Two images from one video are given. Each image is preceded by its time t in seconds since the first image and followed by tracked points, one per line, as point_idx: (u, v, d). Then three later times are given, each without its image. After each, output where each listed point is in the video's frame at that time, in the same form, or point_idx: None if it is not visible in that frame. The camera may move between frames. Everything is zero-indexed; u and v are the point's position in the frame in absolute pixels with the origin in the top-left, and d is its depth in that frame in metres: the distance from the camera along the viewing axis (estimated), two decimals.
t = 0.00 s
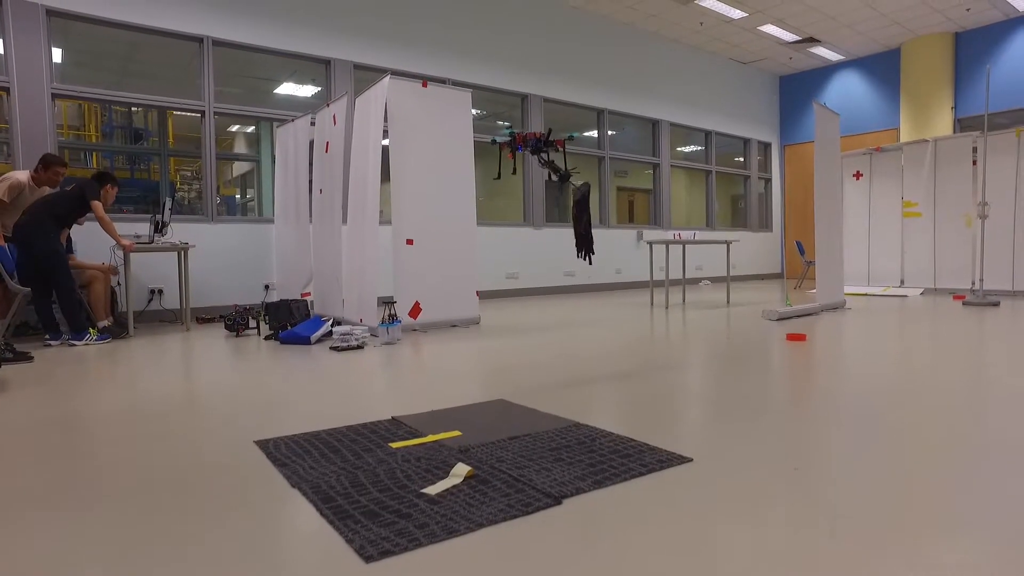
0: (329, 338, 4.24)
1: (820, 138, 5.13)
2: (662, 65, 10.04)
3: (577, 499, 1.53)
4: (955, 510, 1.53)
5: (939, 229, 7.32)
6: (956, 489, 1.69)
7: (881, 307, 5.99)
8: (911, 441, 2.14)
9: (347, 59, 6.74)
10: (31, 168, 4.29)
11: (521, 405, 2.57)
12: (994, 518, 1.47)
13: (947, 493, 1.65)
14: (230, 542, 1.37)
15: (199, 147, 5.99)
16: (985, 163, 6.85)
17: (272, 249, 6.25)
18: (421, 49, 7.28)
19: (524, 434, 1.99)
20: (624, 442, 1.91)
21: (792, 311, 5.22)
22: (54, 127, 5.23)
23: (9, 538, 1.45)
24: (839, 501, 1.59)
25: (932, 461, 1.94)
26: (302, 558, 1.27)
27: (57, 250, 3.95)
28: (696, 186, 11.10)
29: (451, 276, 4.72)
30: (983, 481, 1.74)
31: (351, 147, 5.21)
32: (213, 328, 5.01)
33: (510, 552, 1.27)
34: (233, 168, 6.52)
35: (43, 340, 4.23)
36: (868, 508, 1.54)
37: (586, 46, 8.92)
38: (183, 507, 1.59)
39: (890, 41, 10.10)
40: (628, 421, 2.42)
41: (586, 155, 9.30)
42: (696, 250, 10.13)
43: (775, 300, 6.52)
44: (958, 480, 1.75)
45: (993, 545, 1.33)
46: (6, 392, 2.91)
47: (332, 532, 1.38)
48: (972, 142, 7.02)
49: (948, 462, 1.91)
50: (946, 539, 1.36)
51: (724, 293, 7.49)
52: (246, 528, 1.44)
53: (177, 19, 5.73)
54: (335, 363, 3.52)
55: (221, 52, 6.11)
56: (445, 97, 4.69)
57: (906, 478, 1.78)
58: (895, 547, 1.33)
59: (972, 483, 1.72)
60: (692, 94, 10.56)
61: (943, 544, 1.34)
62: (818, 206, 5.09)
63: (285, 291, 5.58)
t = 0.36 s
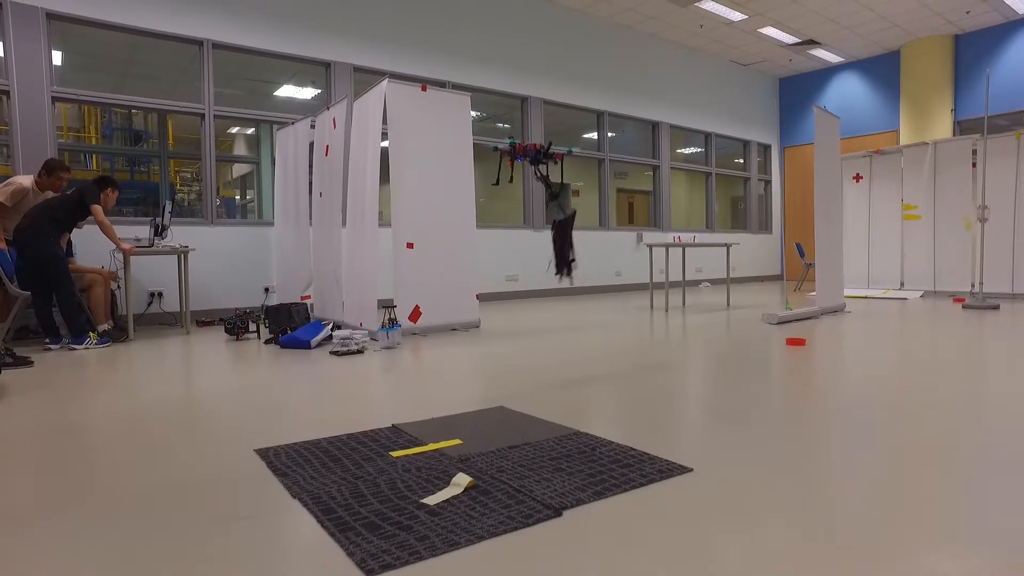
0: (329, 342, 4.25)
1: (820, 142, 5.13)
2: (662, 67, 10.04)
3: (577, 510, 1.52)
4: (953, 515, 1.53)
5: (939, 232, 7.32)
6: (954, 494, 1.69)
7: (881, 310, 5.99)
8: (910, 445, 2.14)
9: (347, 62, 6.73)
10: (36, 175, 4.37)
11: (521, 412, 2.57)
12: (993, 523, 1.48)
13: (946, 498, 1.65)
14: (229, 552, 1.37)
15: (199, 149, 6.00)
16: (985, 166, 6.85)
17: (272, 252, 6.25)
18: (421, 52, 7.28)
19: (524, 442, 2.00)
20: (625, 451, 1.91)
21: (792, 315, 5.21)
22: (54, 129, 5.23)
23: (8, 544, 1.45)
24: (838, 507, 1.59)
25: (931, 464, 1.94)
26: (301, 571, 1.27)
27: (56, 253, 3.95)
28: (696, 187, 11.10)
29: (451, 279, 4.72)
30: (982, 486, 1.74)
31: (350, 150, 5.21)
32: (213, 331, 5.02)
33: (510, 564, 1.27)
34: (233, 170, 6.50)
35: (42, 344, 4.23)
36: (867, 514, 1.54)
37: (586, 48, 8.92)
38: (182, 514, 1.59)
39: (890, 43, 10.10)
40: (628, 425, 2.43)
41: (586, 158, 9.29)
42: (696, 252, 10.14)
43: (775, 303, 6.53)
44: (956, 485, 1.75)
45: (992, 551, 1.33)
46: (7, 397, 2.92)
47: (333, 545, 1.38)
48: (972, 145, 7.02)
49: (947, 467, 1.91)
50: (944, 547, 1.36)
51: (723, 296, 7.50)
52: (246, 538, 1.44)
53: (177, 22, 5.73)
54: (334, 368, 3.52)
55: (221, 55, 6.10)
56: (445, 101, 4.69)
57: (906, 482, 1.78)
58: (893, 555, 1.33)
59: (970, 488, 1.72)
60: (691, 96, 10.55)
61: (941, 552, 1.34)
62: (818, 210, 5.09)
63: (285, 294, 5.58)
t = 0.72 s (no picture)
0: (330, 343, 4.25)
1: (820, 143, 5.13)
2: (662, 67, 10.04)
3: (578, 513, 1.52)
4: (952, 515, 1.54)
5: (938, 232, 7.33)
6: (954, 494, 1.69)
7: (881, 311, 6.00)
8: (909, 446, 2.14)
9: (348, 63, 6.74)
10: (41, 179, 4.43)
11: (521, 413, 2.57)
12: (992, 522, 1.48)
13: (945, 498, 1.65)
14: (230, 553, 1.37)
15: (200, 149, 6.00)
16: (985, 166, 6.85)
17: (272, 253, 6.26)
18: (421, 52, 7.28)
19: (525, 445, 2.00)
20: (625, 454, 1.92)
21: (792, 316, 5.20)
22: (54, 129, 5.22)
23: (8, 545, 1.46)
24: (837, 507, 1.60)
25: (930, 465, 1.94)
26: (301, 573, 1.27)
27: (56, 254, 3.94)
28: (696, 187, 11.10)
29: (451, 280, 4.72)
30: (981, 486, 1.75)
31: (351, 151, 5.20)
32: (213, 332, 5.02)
33: (510, 567, 1.27)
34: (234, 170, 6.49)
35: (42, 345, 4.23)
36: (868, 514, 1.55)
37: (586, 48, 8.92)
38: (182, 515, 1.60)
39: (889, 43, 10.10)
40: (628, 426, 2.43)
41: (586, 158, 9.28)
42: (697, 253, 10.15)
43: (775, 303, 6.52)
44: (955, 485, 1.75)
45: (990, 551, 1.34)
46: (7, 397, 2.92)
47: (334, 548, 1.38)
48: (971, 146, 7.03)
49: (946, 467, 1.92)
50: (942, 547, 1.37)
51: (723, 296, 7.50)
52: (246, 539, 1.44)
53: (178, 23, 5.73)
54: (335, 369, 3.52)
55: (222, 56, 6.09)
56: (446, 101, 4.68)
57: (905, 482, 1.78)
58: (892, 555, 1.33)
59: (969, 488, 1.73)
60: (691, 96, 10.55)
61: (940, 552, 1.34)
62: (818, 211, 5.09)
63: (285, 295, 5.58)
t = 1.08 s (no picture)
0: (329, 345, 4.25)
1: (821, 145, 5.13)
2: (662, 68, 10.04)
3: (576, 518, 1.53)
4: (949, 516, 1.54)
5: (938, 234, 7.33)
6: (951, 493, 1.70)
7: (880, 312, 6.00)
8: (907, 448, 2.15)
9: (347, 64, 6.74)
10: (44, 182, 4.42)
11: (520, 416, 2.58)
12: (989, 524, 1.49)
13: (942, 498, 1.66)
14: (229, 558, 1.38)
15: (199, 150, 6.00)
16: (985, 168, 6.85)
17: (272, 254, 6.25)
18: (421, 53, 7.28)
19: (523, 448, 2.00)
20: (624, 458, 1.92)
21: (792, 318, 5.19)
22: (53, 128, 5.22)
23: (7, 548, 1.46)
24: (835, 508, 1.60)
25: (928, 465, 1.95)
26: None
27: (54, 256, 3.94)
28: (696, 188, 11.10)
29: (451, 281, 4.72)
30: (978, 487, 1.75)
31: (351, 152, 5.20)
32: (212, 334, 5.02)
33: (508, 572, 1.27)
34: (233, 171, 6.51)
35: (41, 347, 4.23)
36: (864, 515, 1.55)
37: (586, 49, 8.92)
38: (183, 517, 1.60)
39: (889, 45, 10.11)
40: (627, 428, 2.43)
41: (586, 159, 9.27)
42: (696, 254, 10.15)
43: (774, 305, 6.53)
44: (952, 487, 1.76)
45: (988, 552, 1.34)
46: (5, 400, 2.92)
47: (332, 553, 1.38)
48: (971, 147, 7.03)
49: (944, 470, 1.92)
50: (939, 549, 1.37)
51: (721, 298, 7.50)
52: (246, 543, 1.44)
53: (177, 24, 5.74)
54: (334, 371, 3.52)
55: (221, 57, 6.09)
56: (447, 102, 4.68)
57: (897, 485, 1.78)
58: (886, 559, 1.33)
59: (967, 490, 1.73)
60: (691, 97, 10.56)
61: (939, 554, 1.34)
62: (818, 213, 5.08)
63: (284, 296, 5.58)
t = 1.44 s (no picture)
0: (324, 349, 4.24)
1: (817, 148, 5.13)
2: (659, 70, 10.05)
3: (569, 524, 1.53)
4: (941, 520, 1.55)
5: (934, 236, 7.35)
6: (943, 497, 1.71)
7: (876, 315, 6.02)
8: (900, 451, 2.16)
9: (345, 66, 6.74)
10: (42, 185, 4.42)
11: (515, 421, 2.58)
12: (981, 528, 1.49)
13: (932, 503, 1.66)
14: (221, 565, 1.38)
15: (196, 152, 6.00)
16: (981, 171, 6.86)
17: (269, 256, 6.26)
18: (418, 56, 7.29)
19: (517, 454, 2.01)
20: (617, 463, 1.92)
21: (787, 321, 5.20)
22: (49, 130, 5.22)
23: None
24: (827, 512, 1.61)
25: (920, 469, 1.96)
26: None
27: (51, 259, 3.95)
28: (693, 190, 11.12)
29: (448, 284, 4.72)
30: (969, 490, 1.76)
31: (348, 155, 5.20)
32: (208, 337, 5.01)
33: None
34: (230, 172, 6.55)
35: (37, 350, 4.23)
36: (856, 520, 1.55)
37: (583, 52, 8.93)
38: (177, 523, 1.60)
39: (885, 47, 10.14)
40: (621, 431, 2.44)
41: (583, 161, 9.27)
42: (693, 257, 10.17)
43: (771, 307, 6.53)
44: (942, 489, 1.77)
45: (978, 556, 1.35)
46: None
47: (324, 560, 1.39)
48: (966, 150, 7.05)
49: (935, 472, 1.93)
50: (929, 553, 1.38)
51: (718, 300, 7.52)
52: (239, 550, 1.45)
53: (174, 26, 5.73)
54: (330, 374, 3.53)
55: (218, 59, 6.09)
56: (444, 105, 4.68)
57: (890, 487, 1.79)
58: (877, 562, 1.34)
59: (957, 493, 1.75)
60: (688, 99, 10.57)
61: (927, 558, 1.35)
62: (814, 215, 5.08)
63: (280, 298, 5.58)
